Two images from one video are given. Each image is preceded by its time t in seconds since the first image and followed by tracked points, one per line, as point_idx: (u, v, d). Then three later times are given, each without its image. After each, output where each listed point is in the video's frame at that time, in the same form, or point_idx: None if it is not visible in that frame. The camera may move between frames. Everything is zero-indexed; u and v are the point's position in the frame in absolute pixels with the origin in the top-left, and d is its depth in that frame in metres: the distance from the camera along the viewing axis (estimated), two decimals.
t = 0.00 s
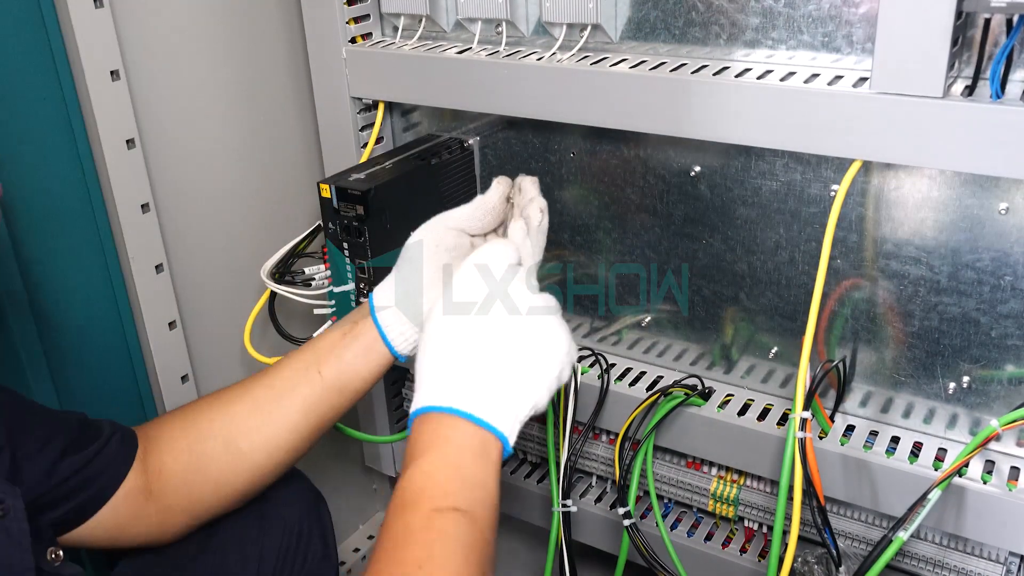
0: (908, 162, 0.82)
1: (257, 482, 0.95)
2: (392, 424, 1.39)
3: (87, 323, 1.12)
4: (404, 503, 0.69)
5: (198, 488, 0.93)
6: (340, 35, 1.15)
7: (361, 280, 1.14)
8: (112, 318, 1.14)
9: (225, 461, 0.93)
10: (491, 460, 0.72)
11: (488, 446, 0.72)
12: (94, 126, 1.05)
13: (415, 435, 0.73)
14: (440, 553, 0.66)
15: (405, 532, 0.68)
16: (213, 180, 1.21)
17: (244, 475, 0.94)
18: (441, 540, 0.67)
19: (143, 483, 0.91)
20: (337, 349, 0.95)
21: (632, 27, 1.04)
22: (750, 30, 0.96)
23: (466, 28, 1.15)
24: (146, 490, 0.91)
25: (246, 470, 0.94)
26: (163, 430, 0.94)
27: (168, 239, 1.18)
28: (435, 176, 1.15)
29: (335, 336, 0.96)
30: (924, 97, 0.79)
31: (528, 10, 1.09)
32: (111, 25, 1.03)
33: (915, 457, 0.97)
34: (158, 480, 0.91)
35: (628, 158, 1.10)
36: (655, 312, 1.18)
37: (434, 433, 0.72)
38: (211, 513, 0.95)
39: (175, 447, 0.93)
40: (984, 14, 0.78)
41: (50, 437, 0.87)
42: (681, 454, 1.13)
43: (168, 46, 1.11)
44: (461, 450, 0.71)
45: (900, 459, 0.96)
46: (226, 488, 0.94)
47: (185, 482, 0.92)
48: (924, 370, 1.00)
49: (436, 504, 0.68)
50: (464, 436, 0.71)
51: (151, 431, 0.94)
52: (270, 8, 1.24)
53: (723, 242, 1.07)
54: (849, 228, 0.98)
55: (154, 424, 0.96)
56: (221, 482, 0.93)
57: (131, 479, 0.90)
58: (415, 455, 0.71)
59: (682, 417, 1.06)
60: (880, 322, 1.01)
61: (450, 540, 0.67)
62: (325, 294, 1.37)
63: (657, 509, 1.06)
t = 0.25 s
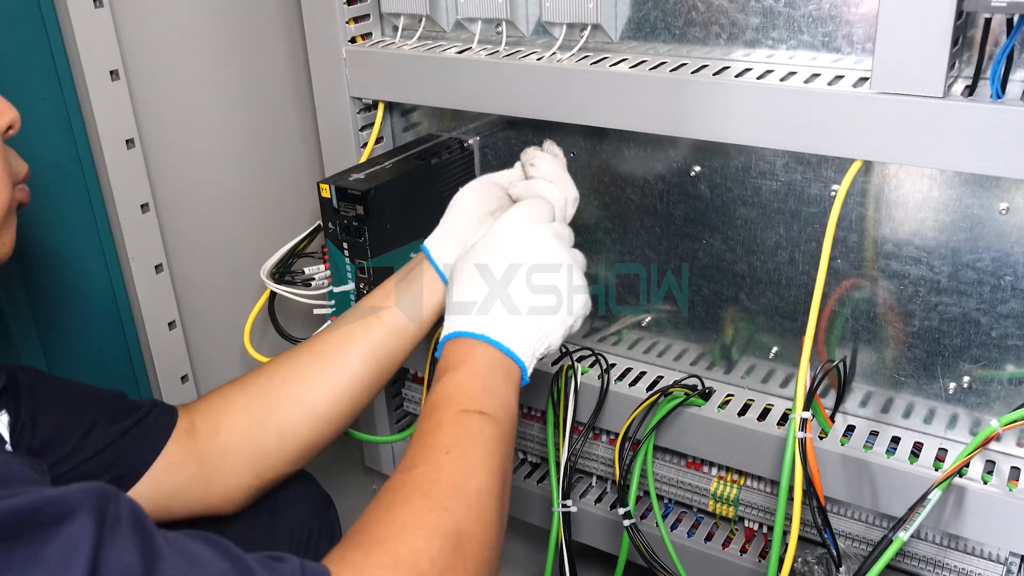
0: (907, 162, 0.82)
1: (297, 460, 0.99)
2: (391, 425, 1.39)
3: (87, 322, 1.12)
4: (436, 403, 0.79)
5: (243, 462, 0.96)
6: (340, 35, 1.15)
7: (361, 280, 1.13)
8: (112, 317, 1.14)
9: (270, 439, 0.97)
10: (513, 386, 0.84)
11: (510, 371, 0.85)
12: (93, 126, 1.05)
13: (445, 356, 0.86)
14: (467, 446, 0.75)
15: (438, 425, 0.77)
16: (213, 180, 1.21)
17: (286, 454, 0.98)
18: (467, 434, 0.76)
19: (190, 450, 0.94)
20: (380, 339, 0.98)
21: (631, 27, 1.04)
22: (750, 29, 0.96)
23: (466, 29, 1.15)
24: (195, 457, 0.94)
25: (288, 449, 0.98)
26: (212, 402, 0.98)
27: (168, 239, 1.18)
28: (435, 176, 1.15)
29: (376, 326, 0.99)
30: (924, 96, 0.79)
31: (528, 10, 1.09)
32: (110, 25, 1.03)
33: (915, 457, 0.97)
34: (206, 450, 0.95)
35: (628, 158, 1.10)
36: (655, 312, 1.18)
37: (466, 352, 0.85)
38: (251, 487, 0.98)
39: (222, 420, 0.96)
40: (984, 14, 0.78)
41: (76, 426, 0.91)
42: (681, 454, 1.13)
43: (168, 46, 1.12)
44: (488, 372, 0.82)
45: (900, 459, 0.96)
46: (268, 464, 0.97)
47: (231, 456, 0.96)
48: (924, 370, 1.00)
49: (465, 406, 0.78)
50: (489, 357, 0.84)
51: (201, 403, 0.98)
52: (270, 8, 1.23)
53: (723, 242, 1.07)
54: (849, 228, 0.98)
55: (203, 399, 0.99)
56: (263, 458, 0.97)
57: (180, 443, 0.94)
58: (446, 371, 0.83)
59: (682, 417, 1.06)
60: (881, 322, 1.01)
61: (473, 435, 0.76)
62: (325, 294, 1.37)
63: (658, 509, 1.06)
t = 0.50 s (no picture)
0: (908, 162, 0.82)
1: (361, 455, 1.01)
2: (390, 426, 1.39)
3: (86, 321, 1.12)
4: (463, 387, 0.83)
5: (308, 456, 0.98)
6: (340, 35, 1.15)
7: (361, 280, 1.13)
8: (112, 316, 1.14)
9: (335, 429, 0.99)
10: (531, 370, 0.87)
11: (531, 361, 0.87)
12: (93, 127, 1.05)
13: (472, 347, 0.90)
14: (493, 417, 0.78)
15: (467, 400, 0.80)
16: (212, 180, 1.21)
17: (350, 445, 1.00)
18: (495, 408, 0.79)
19: (258, 448, 0.97)
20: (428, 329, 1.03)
21: (631, 27, 1.04)
22: (750, 29, 0.96)
23: (466, 28, 1.15)
24: (264, 453, 0.97)
25: (351, 440, 1.00)
26: (275, 407, 1.02)
27: (168, 238, 1.18)
28: (435, 175, 1.15)
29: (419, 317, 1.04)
30: (924, 96, 0.79)
31: (528, 10, 1.09)
32: (110, 24, 1.03)
33: (915, 457, 0.97)
34: (274, 448, 0.98)
35: (629, 159, 1.10)
36: (655, 312, 1.18)
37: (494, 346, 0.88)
38: (320, 489, 1.00)
39: (285, 420, 1.00)
40: (984, 13, 0.78)
41: (117, 399, 0.95)
42: (680, 454, 1.13)
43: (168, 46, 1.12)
44: (510, 358, 0.86)
45: (900, 459, 0.96)
46: (333, 458, 0.99)
47: (296, 453, 0.98)
48: (924, 370, 1.00)
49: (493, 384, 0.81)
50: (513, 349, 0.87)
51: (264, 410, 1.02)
52: (270, 8, 1.23)
53: (723, 242, 1.07)
54: (849, 228, 0.98)
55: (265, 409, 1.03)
56: (329, 451, 0.99)
57: (248, 442, 0.97)
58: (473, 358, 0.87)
59: (682, 418, 1.06)
60: (881, 322, 1.01)
61: (499, 407, 0.79)
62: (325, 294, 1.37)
63: (658, 509, 1.06)
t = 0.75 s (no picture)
0: (909, 162, 0.82)
1: (367, 454, 1.01)
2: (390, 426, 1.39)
3: (86, 319, 1.12)
4: (452, 370, 0.83)
5: (314, 456, 0.98)
6: (340, 35, 1.15)
7: (361, 280, 1.13)
8: (112, 315, 1.14)
9: (340, 428, 0.99)
10: (519, 354, 0.87)
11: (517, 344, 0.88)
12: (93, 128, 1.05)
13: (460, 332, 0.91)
14: (481, 398, 0.78)
15: (455, 383, 0.81)
16: (212, 180, 1.21)
17: (356, 444, 1.00)
18: (484, 390, 0.79)
19: (264, 445, 0.97)
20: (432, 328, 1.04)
21: (631, 27, 1.04)
22: (750, 29, 0.96)
23: (466, 28, 1.15)
24: (269, 453, 0.97)
25: (356, 439, 1.00)
26: (281, 408, 1.02)
27: (168, 238, 1.18)
28: (435, 175, 1.14)
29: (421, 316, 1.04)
30: (924, 96, 0.79)
31: (528, 10, 1.09)
32: (110, 25, 1.03)
33: (915, 457, 0.97)
34: (279, 448, 0.98)
35: (629, 159, 1.10)
36: (655, 312, 1.18)
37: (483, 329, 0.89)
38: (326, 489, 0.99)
39: (291, 419, 1.00)
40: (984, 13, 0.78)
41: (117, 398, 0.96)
42: (680, 454, 1.13)
43: (168, 46, 1.12)
44: (498, 343, 0.87)
45: (900, 459, 0.96)
46: (339, 457, 0.99)
47: (301, 453, 0.98)
48: (924, 370, 1.00)
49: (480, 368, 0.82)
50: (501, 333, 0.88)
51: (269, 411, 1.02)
52: (270, 8, 1.23)
53: (723, 242, 1.07)
54: (849, 228, 0.97)
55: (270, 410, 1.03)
56: (335, 450, 0.99)
57: (253, 442, 0.97)
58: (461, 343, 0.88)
59: (682, 417, 1.06)
60: (881, 322, 1.00)
61: (487, 389, 0.79)
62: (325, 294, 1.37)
63: (658, 509, 1.06)
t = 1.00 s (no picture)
0: (910, 162, 0.82)
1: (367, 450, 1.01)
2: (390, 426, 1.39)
3: (85, 320, 1.12)
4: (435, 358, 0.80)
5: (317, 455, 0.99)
6: (340, 35, 1.15)
7: (362, 280, 1.13)
8: (112, 315, 1.15)
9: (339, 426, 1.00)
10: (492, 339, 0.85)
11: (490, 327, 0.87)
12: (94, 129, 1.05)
13: (433, 311, 0.87)
14: (468, 391, 0.76)
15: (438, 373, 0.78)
16: (212, 180, 1.21)
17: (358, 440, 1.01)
18: (470, 383, 0.77)
19: (266, 448, 0.97)
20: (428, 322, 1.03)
21: (631, 27, 1.04)
22: (750, 29, 0.96)
23: (466, 28, 1.15)
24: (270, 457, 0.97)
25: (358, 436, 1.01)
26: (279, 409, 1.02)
27: (168, 239, 1.18)
28: (435, 175, 1.14)
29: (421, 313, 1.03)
30: (924, 96, 0.79)
31: (528, 10, 1.09)
32: (110, 25, 1.03)
33: (915, 457, 0.97)
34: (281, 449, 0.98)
35: (630, 159, 1.10)
36: (655, 312, 1.18)
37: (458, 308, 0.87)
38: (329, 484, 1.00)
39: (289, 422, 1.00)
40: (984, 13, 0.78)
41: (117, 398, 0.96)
42: (680, 454, 1.13)
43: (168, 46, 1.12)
44: (482, 332, 0.85)
45: (900, 459, 0.96)
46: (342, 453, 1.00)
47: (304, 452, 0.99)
48: (924, 370, 1.00)
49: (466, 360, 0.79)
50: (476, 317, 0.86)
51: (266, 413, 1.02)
52: (270, 8, 1.23)
53: (723, 242, 1.07)
54: (848, 228, 0.98)
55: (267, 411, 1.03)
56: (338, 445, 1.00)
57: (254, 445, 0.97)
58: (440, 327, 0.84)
59: (682, 418, 1.06)
60: (881, 322, 1.01)
61: (471, 382, 0.77)
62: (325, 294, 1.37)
63: (658, 509, 1.06)
